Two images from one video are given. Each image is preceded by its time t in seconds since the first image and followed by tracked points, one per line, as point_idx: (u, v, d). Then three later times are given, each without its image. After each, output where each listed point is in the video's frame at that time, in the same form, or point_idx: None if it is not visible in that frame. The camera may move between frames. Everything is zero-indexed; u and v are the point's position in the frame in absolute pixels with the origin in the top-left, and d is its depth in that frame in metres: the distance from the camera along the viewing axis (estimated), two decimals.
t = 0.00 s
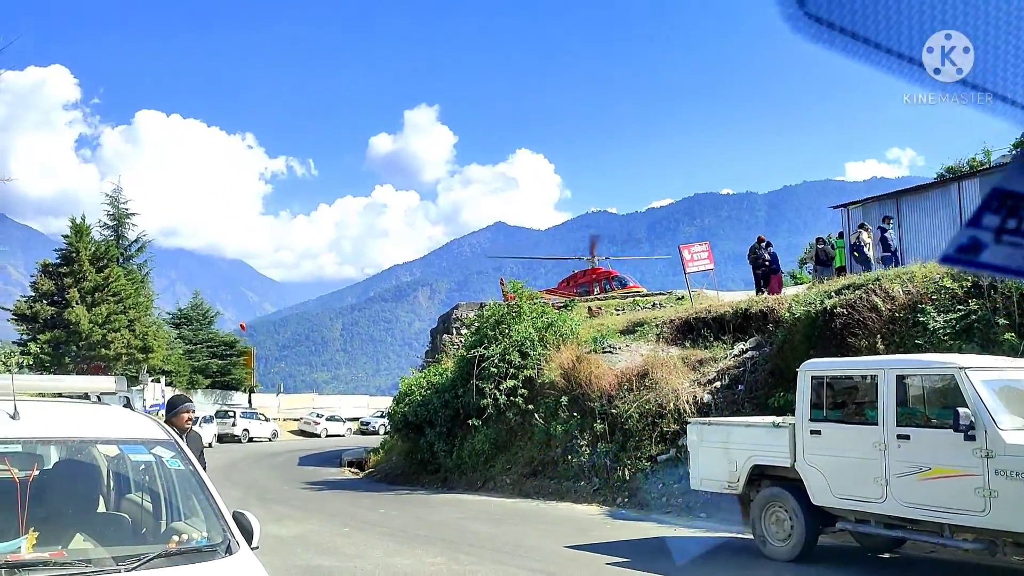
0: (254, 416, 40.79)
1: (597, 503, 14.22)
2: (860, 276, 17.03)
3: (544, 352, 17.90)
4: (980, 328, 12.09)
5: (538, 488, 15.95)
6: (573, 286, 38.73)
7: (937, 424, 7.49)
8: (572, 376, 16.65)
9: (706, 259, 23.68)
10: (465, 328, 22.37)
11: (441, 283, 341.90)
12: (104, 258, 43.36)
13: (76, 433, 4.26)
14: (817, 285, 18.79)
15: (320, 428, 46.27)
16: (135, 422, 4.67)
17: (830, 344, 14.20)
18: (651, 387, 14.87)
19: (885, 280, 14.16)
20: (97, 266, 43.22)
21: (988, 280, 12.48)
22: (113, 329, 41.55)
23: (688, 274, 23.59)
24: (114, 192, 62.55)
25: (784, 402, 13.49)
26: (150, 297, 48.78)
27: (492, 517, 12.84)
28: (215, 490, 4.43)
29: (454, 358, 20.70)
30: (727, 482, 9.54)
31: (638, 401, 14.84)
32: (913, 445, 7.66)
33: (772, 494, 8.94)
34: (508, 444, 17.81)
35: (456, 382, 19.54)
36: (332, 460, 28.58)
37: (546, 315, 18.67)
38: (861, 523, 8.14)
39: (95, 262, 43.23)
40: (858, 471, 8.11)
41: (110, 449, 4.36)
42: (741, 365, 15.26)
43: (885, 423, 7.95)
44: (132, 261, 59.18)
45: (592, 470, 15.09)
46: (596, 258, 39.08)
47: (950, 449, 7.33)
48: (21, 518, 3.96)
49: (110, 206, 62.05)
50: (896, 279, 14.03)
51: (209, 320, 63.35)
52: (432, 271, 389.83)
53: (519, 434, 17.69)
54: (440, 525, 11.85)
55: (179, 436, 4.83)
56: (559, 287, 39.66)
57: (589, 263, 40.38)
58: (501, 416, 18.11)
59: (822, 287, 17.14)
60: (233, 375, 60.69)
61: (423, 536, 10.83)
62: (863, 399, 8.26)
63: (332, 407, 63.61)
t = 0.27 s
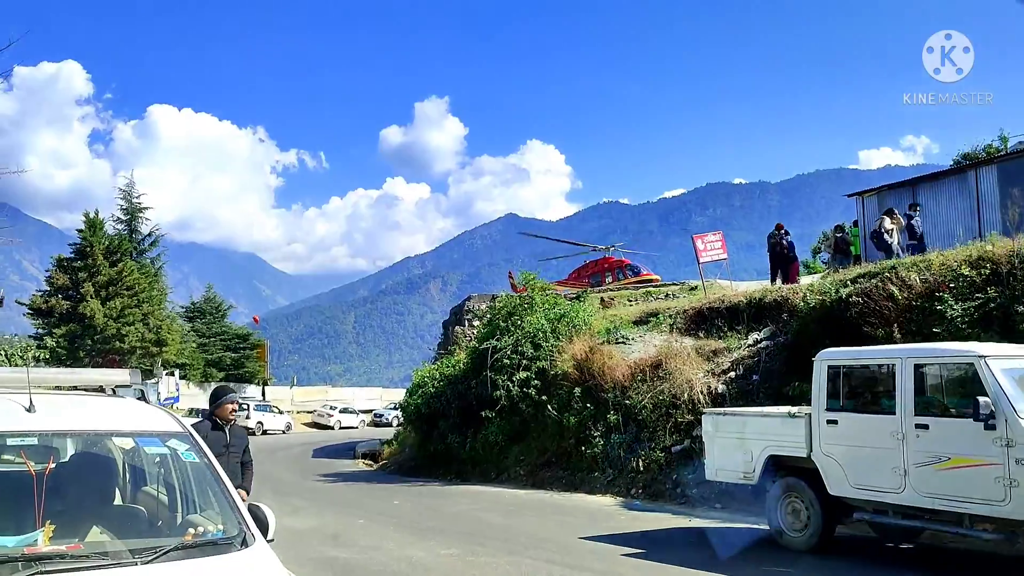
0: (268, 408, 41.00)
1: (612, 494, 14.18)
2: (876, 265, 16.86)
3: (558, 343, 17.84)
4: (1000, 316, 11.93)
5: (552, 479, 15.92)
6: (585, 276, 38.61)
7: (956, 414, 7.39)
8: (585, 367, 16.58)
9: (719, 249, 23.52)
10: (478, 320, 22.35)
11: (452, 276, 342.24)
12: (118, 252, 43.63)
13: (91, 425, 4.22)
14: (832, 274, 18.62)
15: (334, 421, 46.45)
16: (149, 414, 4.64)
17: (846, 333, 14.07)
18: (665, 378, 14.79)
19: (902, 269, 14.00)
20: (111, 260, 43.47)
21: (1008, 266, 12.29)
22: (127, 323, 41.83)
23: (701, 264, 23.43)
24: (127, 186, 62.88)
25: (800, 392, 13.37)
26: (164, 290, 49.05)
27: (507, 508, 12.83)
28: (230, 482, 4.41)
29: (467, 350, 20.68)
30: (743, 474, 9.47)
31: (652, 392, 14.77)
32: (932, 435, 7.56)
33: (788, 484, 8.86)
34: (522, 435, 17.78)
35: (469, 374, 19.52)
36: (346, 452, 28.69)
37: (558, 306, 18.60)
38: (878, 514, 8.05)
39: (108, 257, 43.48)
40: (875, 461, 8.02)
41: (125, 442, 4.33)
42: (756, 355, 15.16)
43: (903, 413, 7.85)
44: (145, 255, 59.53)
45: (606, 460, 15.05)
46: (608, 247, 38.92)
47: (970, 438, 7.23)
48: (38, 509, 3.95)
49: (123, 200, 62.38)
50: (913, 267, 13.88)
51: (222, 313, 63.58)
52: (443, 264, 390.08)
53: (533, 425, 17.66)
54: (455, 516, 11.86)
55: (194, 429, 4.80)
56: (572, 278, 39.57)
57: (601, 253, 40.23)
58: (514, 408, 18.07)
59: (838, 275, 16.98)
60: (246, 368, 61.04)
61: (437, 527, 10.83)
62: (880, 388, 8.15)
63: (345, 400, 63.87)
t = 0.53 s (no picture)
0: (280, 401, 41.22)
1: (624, 487, 14.18)
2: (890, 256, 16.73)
3: (569, 335, 17.81)
4: (1016, 308, 11.81)
5: (563, 471, 15.92)
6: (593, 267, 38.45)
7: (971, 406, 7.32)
8: (596, 359, 16.54)
9: (731, 241, 23.39)
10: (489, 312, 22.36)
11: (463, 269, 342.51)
12: (130, 245, 43.85)
13: (103, 418, 4.23)
14: (845, 266, 18.48)
15: (346, 413, 46.63)
16: (160, 407, 4.64)
17: (859, 326, 13.98)
18: (677, 370, 14.73)
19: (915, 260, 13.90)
20: (123, 253, 43.73)
21: None
22: (140, 316, 42.11)
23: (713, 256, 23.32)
24: (140, 180, 63.21)
25: (813, 385, 13.29)
26: (176, 284, 49.34)
27: (518, 500, 12.84)
28: (241, 475, 4.41)
29: (478, 343, 20.69)
30: (755, 466, 9.43)
31: (664, 384, 14.74)
32: (946, 428, 7.49)
33: (801, 477, 8.81)
34: (534, 428, 17.79)
35: (480, 367, 19.54)
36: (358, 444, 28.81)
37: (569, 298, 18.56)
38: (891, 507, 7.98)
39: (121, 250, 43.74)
40: (888, 454, 7.96)
41: (138, 434, 4.34)
42: (768, 348, 15.08)
43: (917, 405, 7.79)
44: (158, 248, 59.85)
45: (618, 453, 15.04)
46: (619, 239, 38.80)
47: (984, 431, 7.16)
48: (51, 501, 3.98)
49: (136, 194, 62.70)
50: (927, 259, 13.76)
51: (234, 306, 63.84)
52: (454, 256, 390.37)
53: (544, 418, 17.66)
54: (466, 508, 11.88)
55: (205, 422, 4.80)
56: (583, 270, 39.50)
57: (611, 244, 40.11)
58: (526, 400, 18.06)
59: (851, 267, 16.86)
60: (258, 361, 61.36)
61: (449, 520, 10.85)
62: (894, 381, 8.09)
63: (357, 392, 64.13)
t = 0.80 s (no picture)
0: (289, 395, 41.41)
1: (632, 481, 14.19)
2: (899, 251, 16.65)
3: (578, 330, 17.80)
4: None
5: (572, 466, 15.95)
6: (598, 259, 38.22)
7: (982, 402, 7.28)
8: (605, 354, 16.54)
9: (740, 235, 23.30)
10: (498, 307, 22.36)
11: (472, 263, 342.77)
12: (141, 239, 44.07)
13: (114, 411, 4.25)
14: (855, 260, 18.39)
15: (355, 407, 46.80)
16: (172, 401, 4.67)
17: (869, 321, 13.92)
18: (685, 364, 14.71)
19: (926, 255, 13.82)
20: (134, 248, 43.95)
21: None
22: (151, 311, 42.36)
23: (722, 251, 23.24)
24: (150, 174, 63.49)
25: (821, 379, 13.25)
26: (187, 278, 49.59)
27: (527, 494, 12.87)
28: (252, 468, 4.44)
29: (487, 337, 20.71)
30: (764, 461, 9.40)
31: (672, 378, 14.72)
32: (956, 423, 7.46)
33: (810, 472, 8.78)
34: (543, 422, 17.81)
35: (488, 361, 19.58)
36: (367, 438, 28.90)
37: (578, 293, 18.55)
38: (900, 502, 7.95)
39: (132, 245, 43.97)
40: (898, 449, 7.93)
41: (149, 428, 4.36)
42: (777, 342, 15.04)
43: (927, 401, 7.75)
44: (168, 243, 60.14)
45: (627, 447, 15.05)
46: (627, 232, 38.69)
47: (995, 426, 7.13)
48: (63, 494, 4.02)
49: (146, 188, 62.98)
50: (937, 254, 13.69)
51: (244, 301, 64.07)
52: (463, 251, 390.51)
53: (553, 412, 17.68)
54: (475, 502, 11.92)
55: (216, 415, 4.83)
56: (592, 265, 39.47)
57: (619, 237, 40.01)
58: (534, 395, 18.08)
59: (861, 261, 16.78)
60: (268, 355, 61.64)
61: (458, 513, 10.89)
62: (903, 376, 8.05)
63: (366, 386, 64.34)
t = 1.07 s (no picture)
0: (297, 392, 41.53)
1: (640, 478, 14.18)
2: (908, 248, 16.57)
3: (585, 327, 17.76)
4: None
5: (579, 463, 15.95)
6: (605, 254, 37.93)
7: (991, 400, 7.24)
8: (612, 351, 16.51)
9: (748, 233, 23.22)
10: (505, 304, 22.35)
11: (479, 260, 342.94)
12: (148, 236, 44.19)
13: (123, 407, 4.26)
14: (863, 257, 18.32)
15: (362, 403, 46.92)
16: (179, 397, 4.68)
17: (878, 318, 13.86)
18: (693, 362, 14.67)
19: (934, 252, 13.75)
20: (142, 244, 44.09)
21: None
22: (158, 307, 42.50)
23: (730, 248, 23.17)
24: (158, 171, 63.66)
25: (829, 377, 13.21)
26: (194, 274, 49.75)
27: (533, 491, 12.88)
28: (259, 463, 4.45)
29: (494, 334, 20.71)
30: (771, 458, 9.37)
31: (679, 375, 14.69)
32: (965, 421, 7.42)
33: (817, 470, 8.76)
34: (550, 419, 17.80)
35: (495, 357, 19.59)
36: (374, 435, 28.96)
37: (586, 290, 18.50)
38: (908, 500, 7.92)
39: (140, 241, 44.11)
40: (906, 447, 7.90)
41: (157, 423, 4.37)
42: (784, 340, 14.99)
43: (936, 398, 7.71)
44: (176, 239, 60.33)
45: (634, 444, 15.05)
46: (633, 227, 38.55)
47: (1005, 425, 7.09)
48: (72, 490, 4.04)
49: (155, 185, 63.16)
50: (946, 251, 13.61)
51: (251, 297, 64.20)
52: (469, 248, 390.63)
53: (560, 409, 17.67)
54: (482, 499, 11.94)
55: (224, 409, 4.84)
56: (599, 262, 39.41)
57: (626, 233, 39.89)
58: (541, 392, 18.08)
59: (869, 258, 16.73)
60: (276, 351, 61.86)
61: (464, 510, 10.89)
62: (912, 374, 8.02)
63: (373, 382, 64.51)
